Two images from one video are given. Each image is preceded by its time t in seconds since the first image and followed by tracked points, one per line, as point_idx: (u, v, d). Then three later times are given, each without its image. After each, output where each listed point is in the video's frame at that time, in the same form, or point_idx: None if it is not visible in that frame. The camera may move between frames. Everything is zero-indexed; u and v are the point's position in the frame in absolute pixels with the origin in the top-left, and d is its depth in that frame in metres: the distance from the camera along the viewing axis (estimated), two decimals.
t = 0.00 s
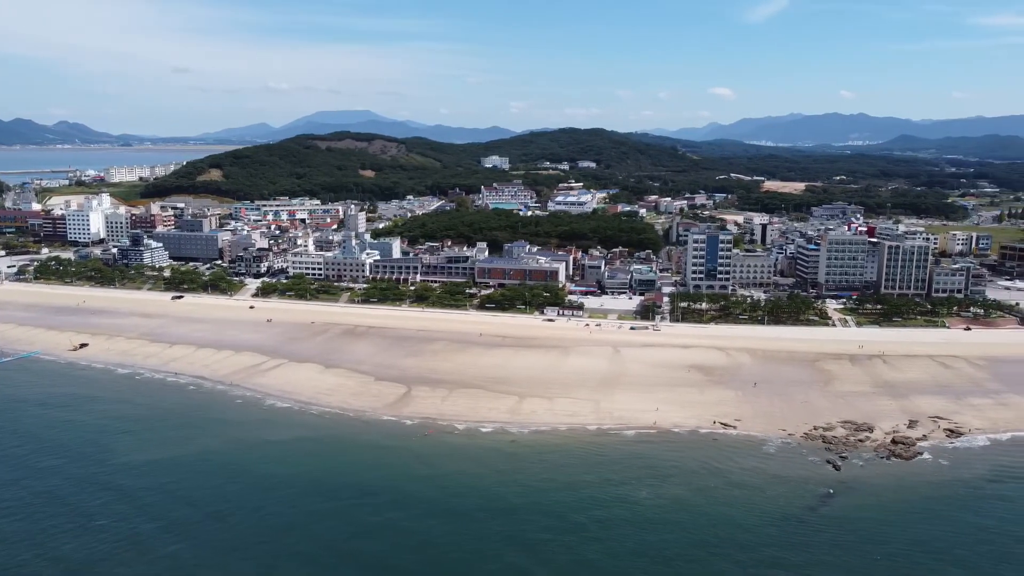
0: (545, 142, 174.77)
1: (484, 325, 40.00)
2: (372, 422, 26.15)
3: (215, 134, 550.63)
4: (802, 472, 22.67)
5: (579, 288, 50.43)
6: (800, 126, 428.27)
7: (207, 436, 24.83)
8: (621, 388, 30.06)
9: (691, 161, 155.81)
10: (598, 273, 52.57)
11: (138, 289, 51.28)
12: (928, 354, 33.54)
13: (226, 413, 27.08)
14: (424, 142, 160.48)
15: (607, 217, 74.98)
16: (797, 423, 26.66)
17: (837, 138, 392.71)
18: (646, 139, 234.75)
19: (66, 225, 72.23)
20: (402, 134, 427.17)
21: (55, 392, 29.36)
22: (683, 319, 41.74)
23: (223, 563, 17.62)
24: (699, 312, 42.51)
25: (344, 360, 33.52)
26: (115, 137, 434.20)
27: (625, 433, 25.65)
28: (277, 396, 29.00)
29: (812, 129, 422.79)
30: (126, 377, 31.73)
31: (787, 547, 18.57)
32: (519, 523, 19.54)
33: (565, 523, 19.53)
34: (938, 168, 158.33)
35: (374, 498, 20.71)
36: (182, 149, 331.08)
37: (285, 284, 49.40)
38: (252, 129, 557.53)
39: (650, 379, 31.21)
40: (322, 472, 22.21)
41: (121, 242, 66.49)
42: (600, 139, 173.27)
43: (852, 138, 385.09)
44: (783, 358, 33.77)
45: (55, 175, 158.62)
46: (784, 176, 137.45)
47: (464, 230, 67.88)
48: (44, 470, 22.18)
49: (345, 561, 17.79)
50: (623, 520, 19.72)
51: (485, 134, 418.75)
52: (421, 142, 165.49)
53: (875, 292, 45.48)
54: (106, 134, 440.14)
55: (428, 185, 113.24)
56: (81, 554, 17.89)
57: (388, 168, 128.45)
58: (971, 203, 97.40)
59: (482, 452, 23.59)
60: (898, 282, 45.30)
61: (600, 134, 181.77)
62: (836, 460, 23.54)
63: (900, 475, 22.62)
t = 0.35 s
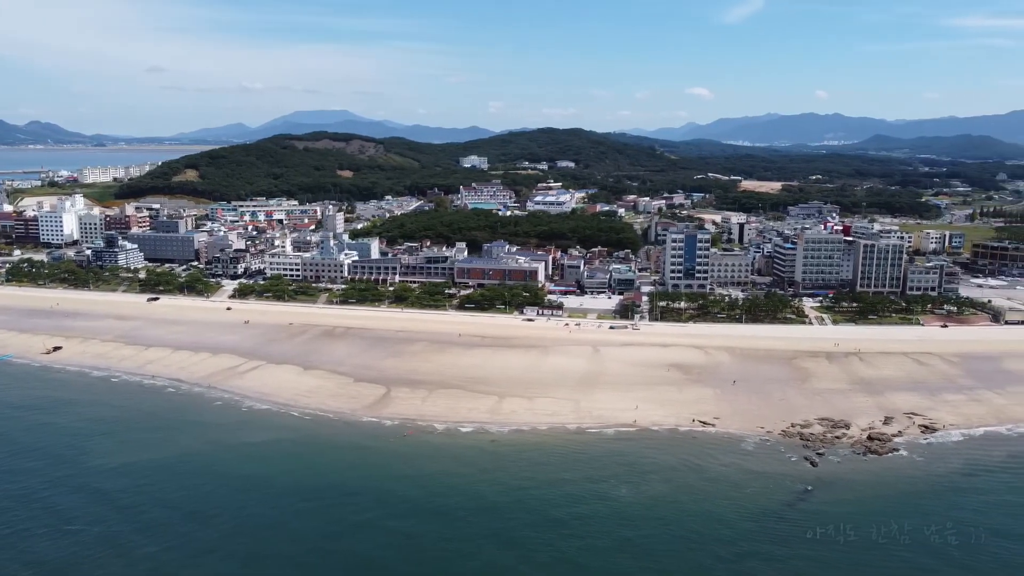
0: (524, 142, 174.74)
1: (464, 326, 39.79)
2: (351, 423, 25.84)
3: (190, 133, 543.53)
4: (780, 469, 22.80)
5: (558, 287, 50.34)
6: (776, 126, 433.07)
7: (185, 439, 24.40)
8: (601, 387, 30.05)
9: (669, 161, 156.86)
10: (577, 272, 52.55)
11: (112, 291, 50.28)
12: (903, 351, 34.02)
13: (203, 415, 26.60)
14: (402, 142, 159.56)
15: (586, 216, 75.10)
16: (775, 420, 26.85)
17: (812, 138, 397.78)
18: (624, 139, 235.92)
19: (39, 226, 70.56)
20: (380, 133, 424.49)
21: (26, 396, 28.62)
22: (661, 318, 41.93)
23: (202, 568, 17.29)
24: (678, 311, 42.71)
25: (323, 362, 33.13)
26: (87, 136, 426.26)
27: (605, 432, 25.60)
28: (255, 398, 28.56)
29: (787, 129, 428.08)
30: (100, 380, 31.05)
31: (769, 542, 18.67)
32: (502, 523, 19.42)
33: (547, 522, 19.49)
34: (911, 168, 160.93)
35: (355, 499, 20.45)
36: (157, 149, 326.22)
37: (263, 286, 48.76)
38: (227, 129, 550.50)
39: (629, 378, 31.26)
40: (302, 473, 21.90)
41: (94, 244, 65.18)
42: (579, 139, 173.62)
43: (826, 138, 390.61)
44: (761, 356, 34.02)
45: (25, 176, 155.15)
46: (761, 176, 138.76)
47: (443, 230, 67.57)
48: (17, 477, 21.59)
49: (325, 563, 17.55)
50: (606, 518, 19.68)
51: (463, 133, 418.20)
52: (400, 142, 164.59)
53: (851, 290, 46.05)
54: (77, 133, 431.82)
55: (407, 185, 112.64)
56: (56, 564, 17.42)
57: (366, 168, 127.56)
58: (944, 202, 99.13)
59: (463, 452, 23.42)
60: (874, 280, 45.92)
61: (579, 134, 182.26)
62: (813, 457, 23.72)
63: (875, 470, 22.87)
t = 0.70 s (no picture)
0: (505, 142, 174.67)
1: (445, 326, 39.60)
2: (332, 424, 25.56)
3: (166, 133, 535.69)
4: (761, 466, 22.90)
5: (539, 287, 50.26)
6: (755, 126, 437.28)
7: (162, 441, 24.00)
8: (582, 387, 30.04)
9: (649, 161, 157.63)
10: (558, 272, 52.49)
11: (88, 293, 49.34)
12: (880, 348, 34.45)
13: (183, 418, 26.18)
14: (382, 142, 158.65)
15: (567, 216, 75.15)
16: (755, 418, 26.99)
17: (790, 138, 402.22)
18: (605, 138, 237.05)
19: (12, 227, 69.05)
20: (360, 134, 422.16)
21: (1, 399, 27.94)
22: (642, 317, 42.08)
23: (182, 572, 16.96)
24: (658, 310, 42.86)
25: (303, 363, 32.75)
26: (60, 136, 418.56)
27: (586, 431, 25.54)
28: (235, 399, 28.16)
29: (765, 130, 432.53)
30: (76, 382, 30.44)
31: (752, 537, 18.75)
32: (487, 522, 19.27)
33: (531, 520, 19.41)
34: (888, 167, 163.39)
35: (337, 501, 20.19)
36: (132, 150, 321.49)
37: (242, 286, 48.14)
38: (204, 129, 543.68)
39: (610, 377, 31.28)
40: (283, 474, 21.61)
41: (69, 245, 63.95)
42: (559, 139, 173.82)
43: (804, 138, 395.28)
44: (741, 355, 34.23)
45: None
46: (740, 175, 139.95)
47: (424, 230, 67.23)
48: None
49: (306, 565, 17.32)
50: (591, 516, 19.62)
51: (444, 133, 417.21)
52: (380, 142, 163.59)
53: (829, 289, 46.57)
54: (50, 133, 424.09)
55: (387, 185, 112.06)
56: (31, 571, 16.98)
57: (346, 168, 126.66)
58: (920, 201, 100.73)
59: (445, 452, 23.25)
60: (851, 278, 46.45)
61: (559, 134, 182.51)
62: (793, 454, 23.86)
63: (854, 466, 23.07)
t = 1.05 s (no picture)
0: (485, 142, 174.39)
1: (427, 326, 39.36)
2: (311, 426, 25.23)
3: (141, 132, 528.33)
4: (742, 463, 22.98)
5: (520, 287, 50.16)
6: (733, 126, 441.17)
7: (140, 444, 23.59)
8: (564, 386, 29.99)
9: (629, 161, 158.35)
10: (539, 272, 52.34)
11: (63, 295, 48.35)
12: (858, 346, 34.81)
13: (161, 420, 25.71)
14: (362, 142, 157.64)
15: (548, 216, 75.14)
16: (736, 416, 27.10)
17: (768, 137, 406.39)
18: (586, 138, 237.81)
19: None
20: (340, 134, 419.31)
21: None
22: (623, 316, 42.15)
23: None
24: (639, 309, 42.97)
25: (283, 364, 32.33)
26: (32, 136, 410.61)
27: (567, 430, 25.46)
28: (214, 401, 27.71)
29: (744, 130, 436.44)
30: (52, 385, 29.78)
31: (736, 533, 18.81)
32: (473, 522, 19.10)
33: (514, 518, 19.33)
34: (865, 166, 165.75)
35: (320, 503, 19.91)
36: (106, 151, 316.35)
37: (220, 288, 47.47)
38: (181, 129, 536.59)
39: (591, 377, 31.26)
40: (264, 477, 21.28)
41: (42, 247, 62.63)
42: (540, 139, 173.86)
43: (781, 138, 399.53)
44: (721, 353, 34.40)
45: None
46: (720, 175, 141.03)
47: (404, 230, 66.85)
48: None
49: (287, 567, 17.08)
50: (577, 515, 19.54)
51: (424, 133, 415.79)
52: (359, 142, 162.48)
53: (808, 287, 47.02)
54: (22, 133, 416.09)
55: (367, 185, 111.30)
56: None
57: (326, 168, 125.63)
58: (896, 199, 102.26)
59: (427, 452, 23.05)
60: (830, 277, 46.93)
61: (540, 134, 182.59)
62: (773, 451, 23.96)
63: (834, 463, 23.24)
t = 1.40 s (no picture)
0: (466, 142, 173.97)
1: (408, 327, 39.11)
2: (293, 428, 24.93)
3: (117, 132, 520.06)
4: (724, 461, 23.07)
5: (502, 287, 50.07)
6: (713, 126, 444.73)
7: (118, 449, 23.16)
8: (546, 386, 29.94)
9: (610, 160, 158.87)
10: (521, 272, 52.24)
11: (38, 297, 47.40)
12: (836, 344, 35.16)
13: (140, 425, 25.27)
14: (342, 142, 156.52)
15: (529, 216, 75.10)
16: (717, 415, 27.23)
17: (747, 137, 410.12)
18: (567, 138, 238.42)
19: None
20: (319, 134, 416.18)
21: None
22: (605, 315, 42.22)
23: None
24: (621, 308, 43.08)
25: (263, 366, 31.93)
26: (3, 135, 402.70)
27: (549, 430, 25.40)
28: (194, 404, 27.30)
29: (723, 130, 439.96)
30: (27, 390, 29.15)
31: (722, 530, 18.87)
32: (458, 523, 18.98)
33: (500, 519, 19.22)
34: (842, 166, 168.04)
35: (303, 506, 19.68)
36: (81, 151, 311.27)
37: (199, 289, 46.81)
38: (157, 128, 529.42)
39: (573, 376, 31.24)
40: (245, 481, 21.00)
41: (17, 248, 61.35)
42: (521, 139, 173.88)
43: (760, 138, 403.35)
44: (702, 352, 34.57)
45: None
46: (700, 174, 142.05)
47: (385, 231, 66.44)
48: None
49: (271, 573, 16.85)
50: (563, 514, 19.50)
51: (405, 133, 414.16)
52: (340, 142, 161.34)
53: (787, 286, 47.47)
54: None
55: (348, 185, 110.54)
56: None
57: (305, 168, 124.56)
58: (874, 199, 103.56)
59: (410, 453, 22.88)
60: (809, 276, 47.41)
61: (521, 134, 182.44)
62: (754, 449, 24.07)
63: (815, 460, 23.43)
